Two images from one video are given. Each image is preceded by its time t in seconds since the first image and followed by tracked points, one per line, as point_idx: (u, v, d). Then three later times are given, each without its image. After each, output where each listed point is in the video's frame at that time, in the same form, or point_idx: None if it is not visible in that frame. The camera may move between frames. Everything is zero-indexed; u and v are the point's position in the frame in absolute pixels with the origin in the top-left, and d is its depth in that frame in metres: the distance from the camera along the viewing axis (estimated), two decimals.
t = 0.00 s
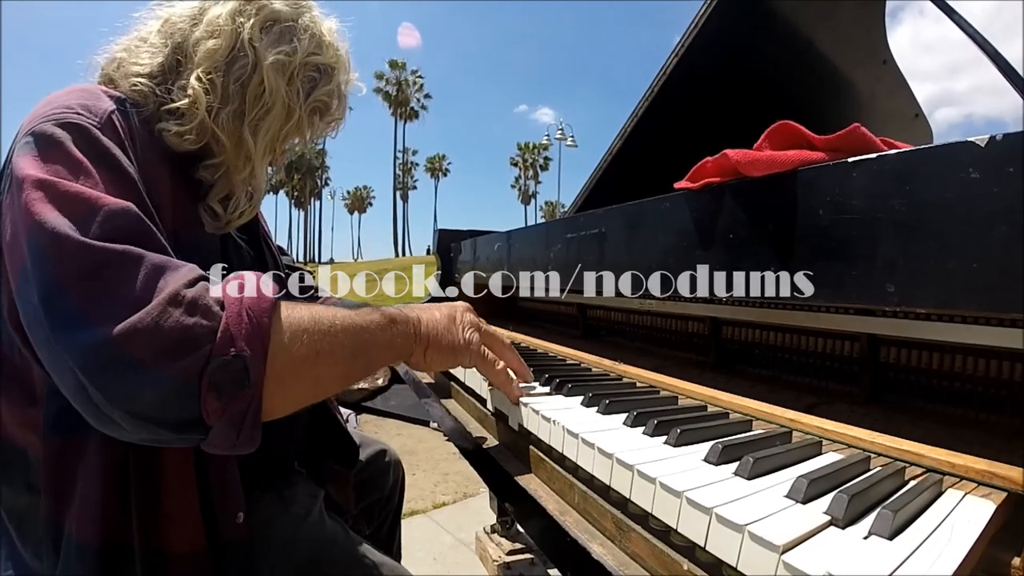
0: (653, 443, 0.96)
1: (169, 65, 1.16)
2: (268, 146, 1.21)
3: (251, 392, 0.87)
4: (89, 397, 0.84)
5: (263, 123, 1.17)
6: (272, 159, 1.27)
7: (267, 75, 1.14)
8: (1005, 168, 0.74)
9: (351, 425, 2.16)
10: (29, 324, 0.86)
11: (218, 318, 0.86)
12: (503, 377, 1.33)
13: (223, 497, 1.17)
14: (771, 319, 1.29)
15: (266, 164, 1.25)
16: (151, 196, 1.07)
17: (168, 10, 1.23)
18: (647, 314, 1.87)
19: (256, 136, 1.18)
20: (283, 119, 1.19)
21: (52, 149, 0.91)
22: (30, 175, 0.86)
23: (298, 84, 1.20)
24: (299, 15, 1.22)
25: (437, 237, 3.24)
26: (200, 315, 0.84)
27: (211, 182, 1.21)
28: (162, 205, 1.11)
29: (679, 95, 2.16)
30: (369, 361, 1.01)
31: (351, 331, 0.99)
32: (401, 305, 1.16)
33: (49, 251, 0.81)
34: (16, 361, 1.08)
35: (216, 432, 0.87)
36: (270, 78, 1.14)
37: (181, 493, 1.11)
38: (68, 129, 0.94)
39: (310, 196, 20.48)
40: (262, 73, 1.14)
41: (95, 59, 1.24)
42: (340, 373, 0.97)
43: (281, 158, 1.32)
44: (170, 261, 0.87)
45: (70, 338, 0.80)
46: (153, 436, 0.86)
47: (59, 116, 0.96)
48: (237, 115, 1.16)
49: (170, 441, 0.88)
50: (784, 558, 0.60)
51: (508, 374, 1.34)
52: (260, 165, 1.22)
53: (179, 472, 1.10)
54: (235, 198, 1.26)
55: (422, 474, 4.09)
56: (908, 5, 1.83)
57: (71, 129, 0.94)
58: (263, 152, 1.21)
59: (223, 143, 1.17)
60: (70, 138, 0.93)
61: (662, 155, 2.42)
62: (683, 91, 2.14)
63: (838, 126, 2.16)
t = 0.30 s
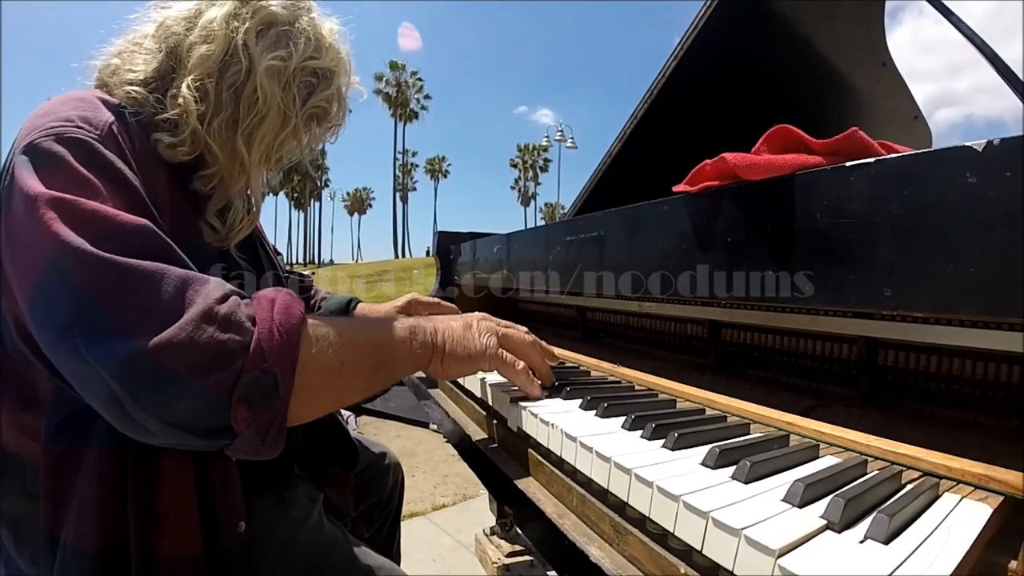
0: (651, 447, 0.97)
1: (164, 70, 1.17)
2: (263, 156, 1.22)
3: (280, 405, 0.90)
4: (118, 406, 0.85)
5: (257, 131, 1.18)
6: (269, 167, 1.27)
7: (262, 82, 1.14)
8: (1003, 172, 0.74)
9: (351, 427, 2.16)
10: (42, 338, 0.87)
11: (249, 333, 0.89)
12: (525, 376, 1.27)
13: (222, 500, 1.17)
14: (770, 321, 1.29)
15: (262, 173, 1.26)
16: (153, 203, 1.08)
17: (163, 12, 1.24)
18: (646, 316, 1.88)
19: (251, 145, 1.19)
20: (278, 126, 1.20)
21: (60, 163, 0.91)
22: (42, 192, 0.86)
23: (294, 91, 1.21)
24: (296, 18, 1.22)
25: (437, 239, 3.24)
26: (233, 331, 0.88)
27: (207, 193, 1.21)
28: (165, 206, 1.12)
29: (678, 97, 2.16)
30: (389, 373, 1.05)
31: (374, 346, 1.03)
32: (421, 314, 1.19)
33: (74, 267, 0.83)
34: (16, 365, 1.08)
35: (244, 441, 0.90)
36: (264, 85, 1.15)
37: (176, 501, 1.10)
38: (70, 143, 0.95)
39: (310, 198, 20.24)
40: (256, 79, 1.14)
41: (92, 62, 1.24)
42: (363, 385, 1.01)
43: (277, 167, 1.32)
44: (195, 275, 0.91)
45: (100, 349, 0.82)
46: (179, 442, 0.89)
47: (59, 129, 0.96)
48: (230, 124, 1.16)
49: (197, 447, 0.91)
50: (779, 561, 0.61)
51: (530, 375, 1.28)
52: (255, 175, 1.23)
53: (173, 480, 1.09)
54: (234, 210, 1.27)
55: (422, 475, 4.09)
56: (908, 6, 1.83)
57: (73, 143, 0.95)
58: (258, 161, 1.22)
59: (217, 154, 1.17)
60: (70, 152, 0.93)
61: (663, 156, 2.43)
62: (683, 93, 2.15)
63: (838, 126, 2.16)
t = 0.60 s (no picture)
0: (650, 448, 0.97)
1: (156, 70, 1.17)
2: (256, 154, 1.21)
3: (264, 413, 0.90)
4: (103, 414, 0.85)
5: (250, 129, 1.17)
6: (262, 164, 1.26)
7: (251, 79, 1.14)
8: (1001, 174, 0.74)
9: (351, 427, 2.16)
10: (34, 344, 0.88)
11: (231, 342, 0.90)
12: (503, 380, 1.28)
13: (222, 499, 1.18)
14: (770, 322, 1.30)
15: (256, 170, 1.24)
16: (146, 207, 1.08)
17: (156, 13, 1.23)
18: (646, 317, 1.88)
19: (242, 144, 1.18)
20: (270, 123, 1.19)
21: (48, 171, 0.92)
22: (32, 198, 0.87)
23: (285, 88, 1.19)
24: (286, 14, 1.21)
25: (437, 239, 3.24)
26: (215, 340, 0.88)
27: (202, 193, 1.21)
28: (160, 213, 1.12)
29: (678, 97, 2.16)
30: (371, 383, 1.05)
31: (357, 355, 1.04)
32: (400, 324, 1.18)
33: (62, 275, 0.84)
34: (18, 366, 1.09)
35: (227, 451, 0.89)
36: (254, 83, 1.14)
37: (175, 501, 1.10)
38: (62, 148, 0.95)
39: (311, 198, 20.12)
40: (246, 76, 1.14)
41: (85, 65, 1.24)
42: (345, 395, 1.01)
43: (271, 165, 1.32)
44: (183, 286, 0.91)
45: (85, 359, 0.82)
46: (165, 453, 0.89)
47: (54, 133, 0.97)
48: (222, 123, 1.16)
49: (183, 459, 0.91)
50: (776, 561, 0.61)
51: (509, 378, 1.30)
52: (250, 174, 1.22)
53: (171, 480, 1.10)
54: (229, 209, 1.25)
55: (422, 475, 4.09)
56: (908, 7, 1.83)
57: (66, 148, 0.95)
58: (252, 160, 1.21)
59: (209, 153, 1.17)
60: (63, 155, 0.94)
61: (663, 156, 2.43)
62: (683, 94, 2.15)
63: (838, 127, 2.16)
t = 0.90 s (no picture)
0: (653, 445, 0.97)
1: (158, 69, 1.17)
2: (257, 150, 1.20)
3: (310, 383, 0.92)
4: (152, 385, 0.85)
5: (250, 126, 1.17)
6: (263, 161, 1.26)
7: (252, 78, 1.14)
8: (1004, 171, 0.74)
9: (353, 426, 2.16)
10: (63, 335, 0.87)
11: (283, 317, 0.92)
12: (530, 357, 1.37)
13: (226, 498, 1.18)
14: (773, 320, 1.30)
15: (256, 167, 1.24)
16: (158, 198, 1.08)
17: (157, 12, 1.23)
18: (648, 315, 1.88)
19: (244, 141, 1.18)
20: (271, 121, 1.19)
21: (67, 167, 0.92)
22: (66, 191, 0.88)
23: (286, 85, 1.19)
24: (287, 14, 1.22)
25: (438, 238, 3.24)
26: (268, 315, 0.90)
27: (202, 190, 1.21)
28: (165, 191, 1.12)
29: (681, 95, 2.16)
30: (404, 361, 1.10)
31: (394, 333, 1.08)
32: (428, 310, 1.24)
33: (104, 257, 0.84)
34: (24, 365, 1.09)
35: (269, 418, 0.90)
36: (256, 82, 1.14)
37: (183, 498, 1.11)
38: (78, 145, 0.96)
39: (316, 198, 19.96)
40: (248, 75, 1.14)
41: (86, 64, 1.25)
42: (383, 369, 1.05)
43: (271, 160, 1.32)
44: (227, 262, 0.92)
45: (141, 330, 0.83)
46: (212, 420, 0.88)
47: (64, 133, 0.97)
48: (223, 120, 1.16)
49: (226, 426, 0.90)
50: (781, 560, 0.61)
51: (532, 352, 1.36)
52: (251, 170, 1.22)
53: (181, 477, 1.11)
54: (229, 204, 1.26)
55: (424, 474, 4.09)
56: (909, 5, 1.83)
57: (81, 145, 0.96)
58: (252, 157, 1.21)
59: (210, 151, 1.17)
60: (75, 155, 0.94)
61: (664, 155, 2.43)
62: (685, 93, 2.15)
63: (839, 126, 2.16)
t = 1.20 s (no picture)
0: (653, 445, 0.97)
1: (163, 67, 1.16)
2: (263, 149, 1.19)
3: (298, 390, 0.91)
4: (141, 388, 0.84)
5: (256, 125, 1.16)
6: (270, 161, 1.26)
7: (259, 77, 1.13)
8: (1006, 169, 0.74)
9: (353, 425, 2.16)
10: (58, 330, 0.86)
11: (271, 323, 0.92)
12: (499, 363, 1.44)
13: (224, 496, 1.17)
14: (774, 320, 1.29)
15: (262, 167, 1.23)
16: (159, 197, 1.08)
17: (163, 11, 1.23)
18: (648, 314, 1.88)
19: (251, 140, 1.17)
20: (278, 121, 1.18)
21: (66, 162, 0.92)
22: (61, 185, 0.88)
23: (292, 85, 1.19)
24: (293, 14, 1.21)
25: (439, 237, 3.24)
26: (256, 320, 0.89)
27: (208, 188, 1.21)
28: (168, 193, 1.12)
29: (682, 95, 2.15)
30: (386, 366, 1.10)
31: (376, 338, 1.08)
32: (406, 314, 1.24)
33: (97, 254, 0.84)
34: (23, 362, 1.09)
35: (257, 424, 0.89)
36: (263, 81, 1.13)
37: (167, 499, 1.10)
38: (76, 139, 0.96)
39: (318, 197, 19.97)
40: (255, 75, 1.13)
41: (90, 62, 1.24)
42: (366, 374, 1.05)
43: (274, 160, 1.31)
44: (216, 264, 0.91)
45: (127, 330, 0.82)
46: (198, 424, 0.88)
47: (65, 127, 0.97)
48: (230, 119, 1.15)
49: (211, 432, 0.90)
50: (781, 560, 0.60)
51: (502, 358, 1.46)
52: (256, 169, 1.21)
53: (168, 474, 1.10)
54: (233, 205, 1.26)
55: (424, 473, 4.09)
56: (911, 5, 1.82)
57: (79, 139, 0.96)
58: (258, 156, 1.20)
59: (217, 149, 1.16)
60: (77, 149, 0.94)
61: (665, 154, 2.42)
62: (685, 92, 2.15)
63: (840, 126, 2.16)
